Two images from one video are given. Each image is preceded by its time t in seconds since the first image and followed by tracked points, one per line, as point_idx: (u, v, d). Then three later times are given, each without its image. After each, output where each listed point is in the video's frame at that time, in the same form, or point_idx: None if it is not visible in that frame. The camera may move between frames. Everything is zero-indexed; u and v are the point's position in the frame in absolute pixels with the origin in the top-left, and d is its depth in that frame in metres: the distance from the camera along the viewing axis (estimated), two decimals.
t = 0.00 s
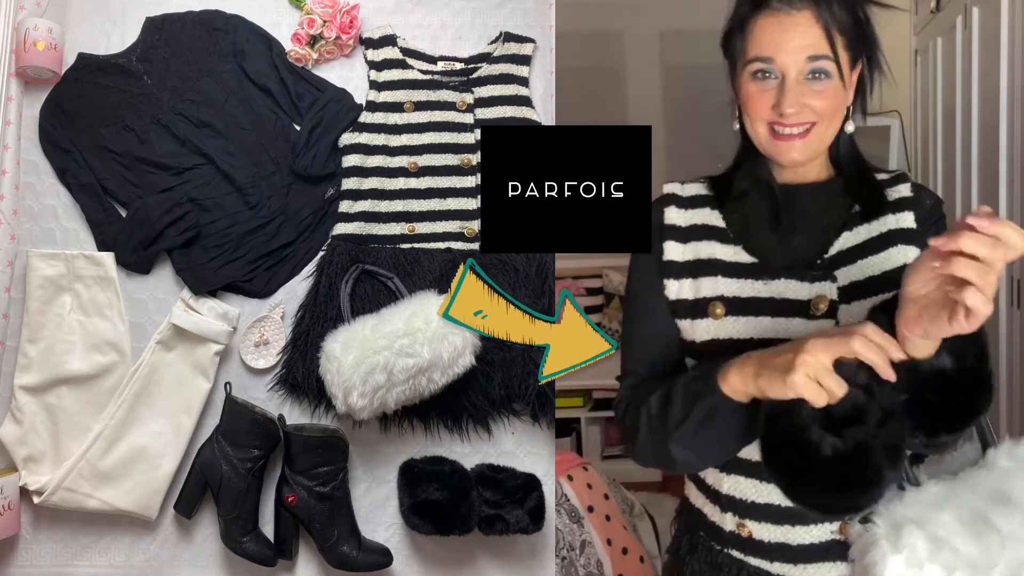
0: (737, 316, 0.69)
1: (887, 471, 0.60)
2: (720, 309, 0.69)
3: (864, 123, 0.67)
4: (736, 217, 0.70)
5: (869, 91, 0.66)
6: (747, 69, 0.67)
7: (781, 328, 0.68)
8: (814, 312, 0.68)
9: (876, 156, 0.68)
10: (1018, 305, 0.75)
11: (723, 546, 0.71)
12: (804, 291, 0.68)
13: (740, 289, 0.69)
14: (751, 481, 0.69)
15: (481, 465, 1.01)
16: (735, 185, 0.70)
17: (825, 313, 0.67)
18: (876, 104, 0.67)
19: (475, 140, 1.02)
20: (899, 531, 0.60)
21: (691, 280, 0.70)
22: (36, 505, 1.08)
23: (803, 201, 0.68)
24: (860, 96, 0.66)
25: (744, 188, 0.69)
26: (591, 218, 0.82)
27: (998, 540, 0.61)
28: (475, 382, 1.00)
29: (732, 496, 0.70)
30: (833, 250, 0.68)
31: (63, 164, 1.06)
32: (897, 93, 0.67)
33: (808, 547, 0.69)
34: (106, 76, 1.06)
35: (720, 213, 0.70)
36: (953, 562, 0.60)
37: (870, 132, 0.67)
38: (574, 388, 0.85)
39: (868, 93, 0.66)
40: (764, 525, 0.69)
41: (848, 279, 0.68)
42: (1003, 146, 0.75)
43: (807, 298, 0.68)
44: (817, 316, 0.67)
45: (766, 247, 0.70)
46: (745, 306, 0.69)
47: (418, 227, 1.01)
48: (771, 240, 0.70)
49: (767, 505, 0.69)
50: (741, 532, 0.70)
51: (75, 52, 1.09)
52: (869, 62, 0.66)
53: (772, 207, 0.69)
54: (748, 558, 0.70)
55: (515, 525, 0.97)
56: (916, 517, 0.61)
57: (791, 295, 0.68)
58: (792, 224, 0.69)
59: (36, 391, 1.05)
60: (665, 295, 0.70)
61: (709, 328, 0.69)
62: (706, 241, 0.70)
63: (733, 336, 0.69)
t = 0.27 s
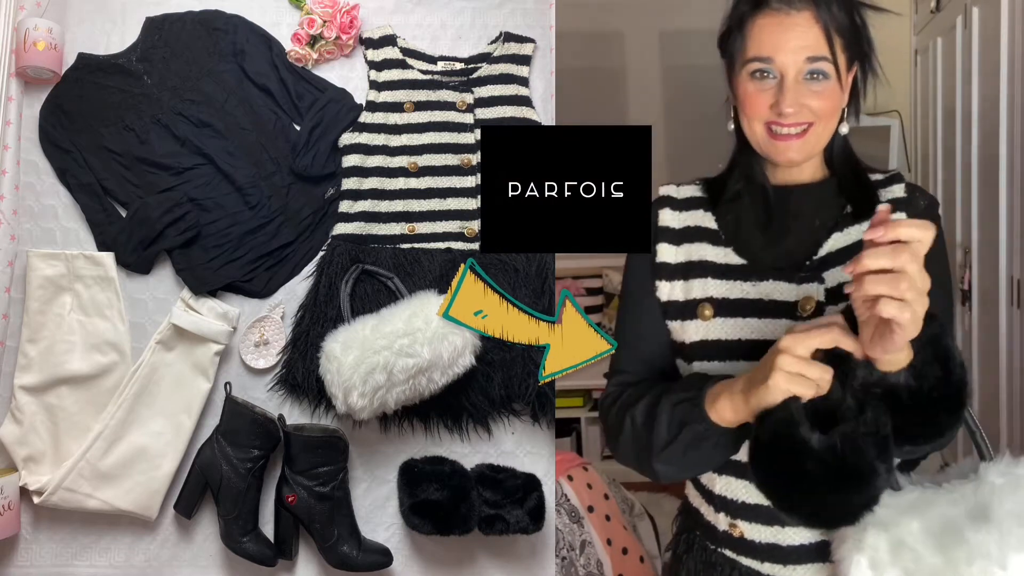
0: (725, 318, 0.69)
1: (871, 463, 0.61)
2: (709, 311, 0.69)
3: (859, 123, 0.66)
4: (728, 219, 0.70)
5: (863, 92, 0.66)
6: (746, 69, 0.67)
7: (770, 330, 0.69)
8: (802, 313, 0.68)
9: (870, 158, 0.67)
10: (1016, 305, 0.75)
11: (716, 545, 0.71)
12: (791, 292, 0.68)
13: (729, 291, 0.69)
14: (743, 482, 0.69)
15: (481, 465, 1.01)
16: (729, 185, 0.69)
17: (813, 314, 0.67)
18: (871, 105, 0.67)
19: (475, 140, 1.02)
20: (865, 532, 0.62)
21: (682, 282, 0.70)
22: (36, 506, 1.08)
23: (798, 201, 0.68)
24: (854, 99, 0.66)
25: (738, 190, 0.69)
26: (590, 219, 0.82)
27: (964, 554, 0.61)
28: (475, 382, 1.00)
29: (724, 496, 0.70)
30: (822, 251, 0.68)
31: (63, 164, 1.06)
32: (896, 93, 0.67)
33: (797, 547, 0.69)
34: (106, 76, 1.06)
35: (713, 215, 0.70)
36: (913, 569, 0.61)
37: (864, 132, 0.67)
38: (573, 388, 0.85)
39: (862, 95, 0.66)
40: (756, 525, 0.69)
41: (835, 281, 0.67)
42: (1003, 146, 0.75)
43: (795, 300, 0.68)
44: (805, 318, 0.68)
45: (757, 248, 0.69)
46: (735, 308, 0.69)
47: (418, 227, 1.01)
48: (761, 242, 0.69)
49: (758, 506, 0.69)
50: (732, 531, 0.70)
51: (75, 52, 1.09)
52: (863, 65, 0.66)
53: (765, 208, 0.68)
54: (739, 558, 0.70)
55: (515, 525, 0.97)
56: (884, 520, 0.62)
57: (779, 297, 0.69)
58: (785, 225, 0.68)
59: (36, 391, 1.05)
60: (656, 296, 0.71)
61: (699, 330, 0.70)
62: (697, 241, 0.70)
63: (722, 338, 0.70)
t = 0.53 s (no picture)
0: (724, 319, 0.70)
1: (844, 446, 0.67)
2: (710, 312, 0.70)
3: (857, 123, 0.66)
4: (729, 219, 0.70)
5: (863, 93, 0.66)
6: (745, 69, 0.68)
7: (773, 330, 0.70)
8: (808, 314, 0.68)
9: (869, 158, 0.67)
10: (1017, 305, 0.75)
11: (716, 545, 0.72)
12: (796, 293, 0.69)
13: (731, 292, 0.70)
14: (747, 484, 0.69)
15: (480, 465, 1.01)
16: (729, 186, 0.70)
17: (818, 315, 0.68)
18: (870, 105, 0.67)
19: (475, 140, 1.02)
20: (886, 534, 0.62)
21: (683, 283, 0.71)
22: (37, 505, 1.08)
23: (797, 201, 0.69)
24: (855, 98, 0.66)
25: (736, 190, 0.70)
26: (590, 219, 0.81)
27: (982, 554, 0.62)
28: (475, 382, 1.00)
29: (727, 498, 0.70)
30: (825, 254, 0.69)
31: (63, 164, 1.06)
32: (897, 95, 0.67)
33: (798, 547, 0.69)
34: (106, 76, 1.06)
35: (712, 216, 0.71)
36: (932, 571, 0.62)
37: (863, 132, 0.67)
38: (572, 389, 0.86)
39: (861, 95, 0.66)
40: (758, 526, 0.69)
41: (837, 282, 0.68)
42: (1004, 146, 0.75)
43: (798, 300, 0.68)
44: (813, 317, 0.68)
45: (759, 248, 0.70)
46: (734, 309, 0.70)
47: (418, 227, 1.01)
48: (762, 242, 0.70)
49: (759, 506, 0.69)
50: (733, 531, 0.70)
51: (75, 52, 1.09)
52: (862, 64, 0.66)
53: (764, 209, 0.70)
54: (739, 557, 0.71)
55: (515, 525, 0.97)
56: (902, 521, 0.62)
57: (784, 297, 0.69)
58: (785, 226, 0.70)
59: (36, 391, 1.05)
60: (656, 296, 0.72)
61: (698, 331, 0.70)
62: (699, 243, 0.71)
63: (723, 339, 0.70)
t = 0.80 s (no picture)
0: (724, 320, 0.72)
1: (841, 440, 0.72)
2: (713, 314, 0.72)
3: (859, 123, 0.69)
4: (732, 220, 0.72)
5: (864, 94, 0.69)
6: (746, 67, 0.70)
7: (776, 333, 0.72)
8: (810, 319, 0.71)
9: (870, 158, 0.70)
10: (1017, 305, 0.74)
11: (721, 547, 0.75)
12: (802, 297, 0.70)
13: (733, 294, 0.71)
14: (751, 483, 0.74)
15: (480, 465, 1.01)
16: (730, 187, 0.72)
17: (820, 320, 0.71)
18: (872, 105, 0.69)
19: (475, 140, 1.02)
20: (910, 508, 0.68)
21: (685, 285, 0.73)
22: (36, 505, 1.08)
23: (800, 200, 0.71)
24: (855, 97, 0.68)
25: (738, 191, 0.72)
26: (590, 219, 0.81)
27: (1001, 524, 0.67)
28: (475, 382, 1.00)
29: (731, 498, 0.74)
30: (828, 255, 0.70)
31: (63, 164, 1.06)
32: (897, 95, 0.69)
33: (805, 547, 0.74)
34: (106, 76, 1.06)
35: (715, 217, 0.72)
36: (958, 542, 0.67)
37: (865, 131, 0.69)
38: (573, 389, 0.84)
39: (863, 95, 0.68)
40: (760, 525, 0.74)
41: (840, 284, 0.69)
42: (1004, 146, 0.75)
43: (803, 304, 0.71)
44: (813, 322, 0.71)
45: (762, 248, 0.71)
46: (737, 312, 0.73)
47: (418, 227, 1.01)
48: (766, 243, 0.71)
49: (764, 507, 0.74)
50: (739, 533, 0.75)
51: (75, 52, 1.09)
52: (863, 63, 0.68)
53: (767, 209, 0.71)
54: (745, 557, 0.75)
55: (515, 525, 0.97)
56: (925, 496, 0.68)
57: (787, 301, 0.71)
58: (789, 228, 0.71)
59: (36, 391, 1.05)
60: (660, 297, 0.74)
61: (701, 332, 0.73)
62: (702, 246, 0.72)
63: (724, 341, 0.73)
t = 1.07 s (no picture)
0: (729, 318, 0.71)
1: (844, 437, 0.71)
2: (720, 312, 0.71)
3: (860, 123, 0.68)
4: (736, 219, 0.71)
5: (866, 94, 0.68)
6: (745, 68, 0.69)
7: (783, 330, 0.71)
8: (815, 313, 0.70)
9: (871, 158, 0.69)
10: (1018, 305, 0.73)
11: (723, 544, 0.74)
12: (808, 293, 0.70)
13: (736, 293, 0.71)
14: (754, 480, 0.72)
15: (481, 465, 1.01)
16: (734, 187, 0.71)
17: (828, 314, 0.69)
18: (873, 106, 0.69)
19: (475, 140, 1.02)
20: (921, 514, 0.66)
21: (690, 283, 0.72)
22: (37, 505, 1.08)
23: (802, 199, 0.70)
24: (857, 96, 0.68)
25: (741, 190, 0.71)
26: (591, 219, 0.80)
27: (1009, 529, 0.66)
28: (475, 382, 1.00)
29: (734, 497, 0.73)
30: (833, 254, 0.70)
31: (63, 164, 1.06)
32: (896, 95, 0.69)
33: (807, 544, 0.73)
34: (106, 76, 1.06)
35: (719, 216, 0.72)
36: (969, 548, 0.65)
37: (866, 132, 0.69)
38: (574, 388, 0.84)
39: (864, 94, 0.68)
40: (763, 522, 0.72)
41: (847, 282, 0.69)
42: (1004, 146, 0.75)
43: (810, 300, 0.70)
44: (819, 317, 0.69)
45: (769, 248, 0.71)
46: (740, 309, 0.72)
47: (418, 227, 1.01)
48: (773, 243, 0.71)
49: (767, 505, 0.72)
50: (741, 531, 0.73)
51: (75, 52, 1.09)
52: (864, 63, 0.67)
53: (770, 209, 0.71)
54: (747, 555, 0.73)
55: (515, 525, 0.97)
56: (936, 503, 0.66)
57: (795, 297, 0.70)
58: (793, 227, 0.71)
59: (36, 391, 1.05)
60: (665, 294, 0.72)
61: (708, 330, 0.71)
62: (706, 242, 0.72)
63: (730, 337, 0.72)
